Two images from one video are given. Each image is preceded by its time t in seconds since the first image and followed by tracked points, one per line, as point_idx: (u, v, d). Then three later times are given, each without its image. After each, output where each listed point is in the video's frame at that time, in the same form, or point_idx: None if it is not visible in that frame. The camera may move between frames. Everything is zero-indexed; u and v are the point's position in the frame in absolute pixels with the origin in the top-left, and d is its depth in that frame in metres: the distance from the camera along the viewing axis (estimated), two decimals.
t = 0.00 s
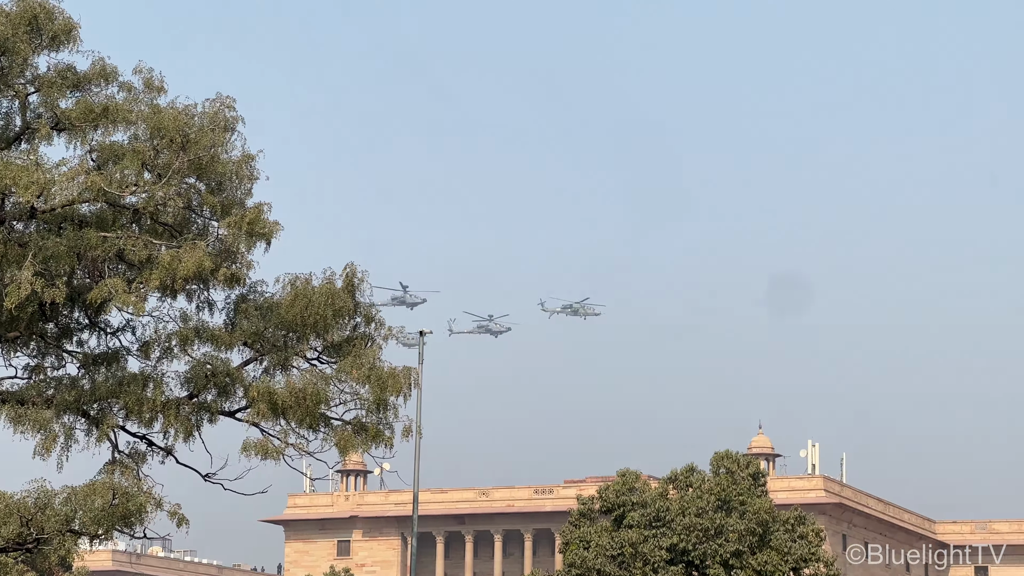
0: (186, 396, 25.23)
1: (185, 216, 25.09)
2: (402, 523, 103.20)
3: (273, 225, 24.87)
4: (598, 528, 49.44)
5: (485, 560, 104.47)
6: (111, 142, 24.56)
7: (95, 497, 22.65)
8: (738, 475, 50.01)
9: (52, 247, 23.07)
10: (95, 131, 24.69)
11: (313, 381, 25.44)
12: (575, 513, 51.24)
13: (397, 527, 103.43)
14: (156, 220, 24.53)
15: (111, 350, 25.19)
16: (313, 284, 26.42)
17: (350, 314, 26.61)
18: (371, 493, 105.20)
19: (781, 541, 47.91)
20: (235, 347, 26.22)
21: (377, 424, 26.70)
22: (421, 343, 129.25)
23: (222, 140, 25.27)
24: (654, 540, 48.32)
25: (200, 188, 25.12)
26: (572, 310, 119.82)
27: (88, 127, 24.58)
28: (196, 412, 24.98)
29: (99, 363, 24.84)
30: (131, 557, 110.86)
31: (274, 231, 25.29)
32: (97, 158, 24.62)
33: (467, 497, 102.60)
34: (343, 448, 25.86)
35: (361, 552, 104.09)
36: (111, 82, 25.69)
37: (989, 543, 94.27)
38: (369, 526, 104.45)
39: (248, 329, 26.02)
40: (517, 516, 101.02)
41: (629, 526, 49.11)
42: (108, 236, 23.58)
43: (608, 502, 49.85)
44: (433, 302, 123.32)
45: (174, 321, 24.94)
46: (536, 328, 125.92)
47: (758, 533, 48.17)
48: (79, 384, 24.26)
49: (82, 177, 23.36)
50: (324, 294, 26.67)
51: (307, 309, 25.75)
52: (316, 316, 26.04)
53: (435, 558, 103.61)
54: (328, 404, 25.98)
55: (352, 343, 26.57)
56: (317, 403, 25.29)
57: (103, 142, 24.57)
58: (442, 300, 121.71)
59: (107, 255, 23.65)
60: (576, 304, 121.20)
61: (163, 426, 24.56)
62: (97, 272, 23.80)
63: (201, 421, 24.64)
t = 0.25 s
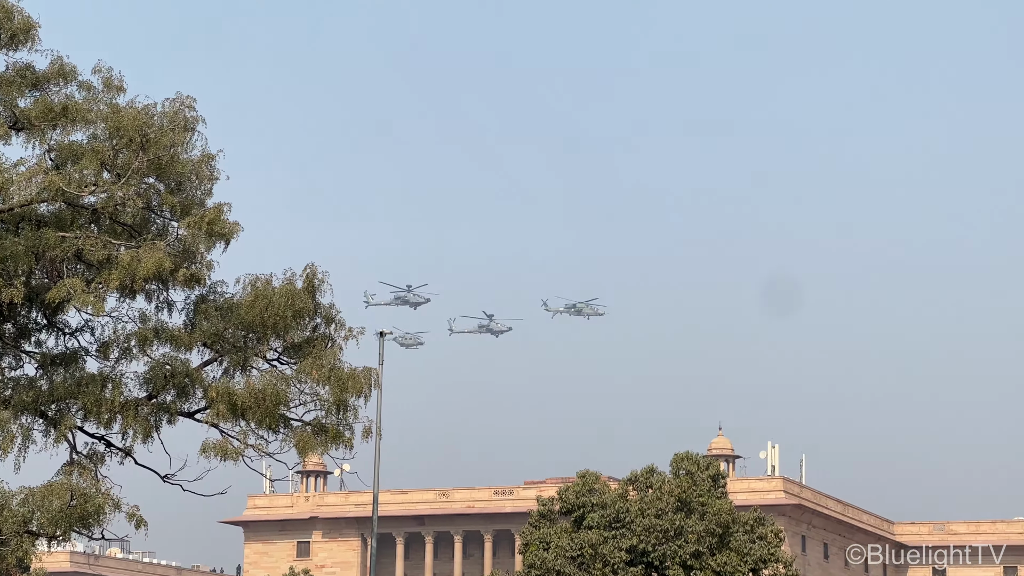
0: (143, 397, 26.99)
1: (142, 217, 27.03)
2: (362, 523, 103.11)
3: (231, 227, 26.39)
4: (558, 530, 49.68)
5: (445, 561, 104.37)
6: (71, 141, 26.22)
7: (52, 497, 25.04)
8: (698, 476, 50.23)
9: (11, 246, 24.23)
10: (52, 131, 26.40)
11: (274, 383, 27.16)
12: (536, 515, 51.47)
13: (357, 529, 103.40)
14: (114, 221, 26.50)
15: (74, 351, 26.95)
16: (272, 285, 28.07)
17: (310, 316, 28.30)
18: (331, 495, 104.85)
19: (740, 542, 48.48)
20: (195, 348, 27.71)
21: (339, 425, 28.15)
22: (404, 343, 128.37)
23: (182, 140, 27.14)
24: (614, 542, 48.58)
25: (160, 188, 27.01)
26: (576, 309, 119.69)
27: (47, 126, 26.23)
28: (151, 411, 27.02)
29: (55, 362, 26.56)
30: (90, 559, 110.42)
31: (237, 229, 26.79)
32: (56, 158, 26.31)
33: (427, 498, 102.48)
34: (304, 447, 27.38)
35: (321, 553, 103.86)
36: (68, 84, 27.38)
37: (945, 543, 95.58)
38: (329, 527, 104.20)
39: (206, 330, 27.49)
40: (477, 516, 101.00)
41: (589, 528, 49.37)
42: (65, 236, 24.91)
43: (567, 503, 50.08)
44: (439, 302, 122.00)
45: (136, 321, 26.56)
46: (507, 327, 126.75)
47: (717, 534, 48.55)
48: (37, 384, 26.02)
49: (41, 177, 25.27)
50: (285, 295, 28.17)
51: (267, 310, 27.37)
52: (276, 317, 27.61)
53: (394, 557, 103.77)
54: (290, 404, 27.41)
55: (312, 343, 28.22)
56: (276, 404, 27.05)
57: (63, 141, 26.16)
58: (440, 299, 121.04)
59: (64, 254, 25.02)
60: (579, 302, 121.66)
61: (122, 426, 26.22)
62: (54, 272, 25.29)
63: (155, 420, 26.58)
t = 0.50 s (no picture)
0: (96, 396, 28.71)
1: (98, 215, 29.02)
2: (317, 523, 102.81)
3: (185, 227, 28.78)
4: (514, 531, 49.93)
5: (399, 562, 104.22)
6: (23, 141, 28.38)
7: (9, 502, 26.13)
8: (653, 478, 50.66)
9: None
10: (9, 129, 28.42)
11: (226, 383, 28.94)
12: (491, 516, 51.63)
13: (310, 529, 102.99)
14: (68, 220, 28.65)
15: (25, 349, 28.61)
16: (228, 286, 29.71)
17: (266, 318, 29.86)
18: (286, 497, 104.54)
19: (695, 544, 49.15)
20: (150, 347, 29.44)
21: (294, 425, 29.60)
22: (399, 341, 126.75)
23: (137, 140, 29.40)
24: (568, 543, 48.93)
25: (113, 188, 29.12)
26: (582, 310, 120.32)
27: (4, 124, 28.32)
28: (103, 411, 28.84)
29: (8, 362, 28.37)
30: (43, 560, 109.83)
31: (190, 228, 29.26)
32: (11, 155, 28.39)
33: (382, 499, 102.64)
34: (259, 449, 29.03)
35: (276, 553, 103.63)
36: (22, 83, 28.87)
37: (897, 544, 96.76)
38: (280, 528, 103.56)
39: (162, 330, 29.06)
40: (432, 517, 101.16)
41: (544, 529, 49.63)
42: (19, 236, 27.28)
43: (522, 503, 50.28)
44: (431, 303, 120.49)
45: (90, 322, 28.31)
46: (501, 325, 127.09)
47: (672, 536, 49.19)
48: None
49: None
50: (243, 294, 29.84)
51: (221, 311, 29.10)
52: (231, 319, 29.23)
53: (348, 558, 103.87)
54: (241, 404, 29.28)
55: (267, 344, 29.96)
56: (230, 403, 29.10)
57: (18, 140, 28.37)
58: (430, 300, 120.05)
59: (16, 253, 27.27)
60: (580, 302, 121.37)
61: (75, 426, 28.34)
62: (8, 271, 27.47)
63: (110, 418, 28.61)
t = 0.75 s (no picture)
0: (56, 399, 29.00)
1: (57, 216, 29.18)
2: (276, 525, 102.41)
3: (144, 225, 29.07)
4: (474, 531, 50.15)
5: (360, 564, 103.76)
6: None
7: None
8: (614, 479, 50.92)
9: None
10: None
11: (185, 385, 29.13)
12: (452, 517, 51.83)
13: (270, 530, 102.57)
14: (26, 220, 28.70)
15: None
16: (188, 286, 29.92)
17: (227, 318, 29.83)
18: (247, 497, 104.10)
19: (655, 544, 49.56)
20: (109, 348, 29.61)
21: (255, 427, 29.95)
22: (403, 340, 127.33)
23: (96, 139, 29.73)
24: (529, 544, 48.76)
25: (72, 187, 29.29)
26: (582, 309, 120.85)
27: None
28: (65, 413, 29.10)
29: None
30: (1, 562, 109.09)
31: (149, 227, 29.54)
32: None
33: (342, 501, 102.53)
34: (218, 449, 29.28)
35: (235, 555, 103.22)
36: None
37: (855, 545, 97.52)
38: (240, 530, 103.21)
39: (122, 332, 29.31)
40: (393, 519, 101.05)
41: (504, 530, 49.55)
42: None
43: (483, 504, 50.39)
44: (447, 303, 121.84)
45: (48, 323, 28.48)
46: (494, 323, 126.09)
47: (633, 537, 49.68)
48: None
49: None
50: (202, 294, 30.14)
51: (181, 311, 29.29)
52: (191, 319, 29.45)
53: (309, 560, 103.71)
54: (202, 408, 29.53)
55: (227, 344, 30.11)
56: (188, 405, 29.27)
57: None
58: (450, 300, 121.26)
59: None
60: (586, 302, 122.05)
61: (34, 428, 28.58)
62: None
63: (69, 422, 28.86)
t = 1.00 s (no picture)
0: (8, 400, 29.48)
1: (11, 216, 29.65)
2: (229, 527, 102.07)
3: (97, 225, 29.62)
4: (429, 532, 50.39)
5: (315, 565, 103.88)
6: None
7: None
8: (568, 480, 51.31)
9: None
10: None
11: (138, 384, 29.49)
12: (407, 518, 52.02)
13: (223, 531, 102.17)
14: None
15: None
16: (141, 287, 30.41)
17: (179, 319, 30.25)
18: (201, 497, 103.63)
19: (608, 546, 50.07)
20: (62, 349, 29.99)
21: (207, 428, 30.41)
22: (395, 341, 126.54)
23: (50, 140, 30.32)
24: (483, 545, 49.35)
25: (26, 187, 29.78)
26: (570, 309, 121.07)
27: None
28: (16, 413, 29.54)
29: None
30: None
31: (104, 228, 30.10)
32: None
33: (297, 501, 102.19)
34: (172, 449, 29.49)
35: (187, 556, 102.79)
36: None
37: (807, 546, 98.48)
38: (195, 531, 102.89)
39: (75, 332, 29.54)
40: (347, 519, 100.99)
41: (459, 531, 49.90)
42: None
43: (438, 505, 50.70)
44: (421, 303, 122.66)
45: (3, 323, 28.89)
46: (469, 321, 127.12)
47: (587, 539, 50.15)
48: None
49: None
50: (155, 295, 30.60)
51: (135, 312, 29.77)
52: (144, 319, 29.93)
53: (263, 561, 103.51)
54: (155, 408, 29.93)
55: (182, 346, 30.47)
56: (140, 405, 29.64)
57: None
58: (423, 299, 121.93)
59: None
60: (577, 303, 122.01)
61: None
62: None
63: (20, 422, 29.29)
